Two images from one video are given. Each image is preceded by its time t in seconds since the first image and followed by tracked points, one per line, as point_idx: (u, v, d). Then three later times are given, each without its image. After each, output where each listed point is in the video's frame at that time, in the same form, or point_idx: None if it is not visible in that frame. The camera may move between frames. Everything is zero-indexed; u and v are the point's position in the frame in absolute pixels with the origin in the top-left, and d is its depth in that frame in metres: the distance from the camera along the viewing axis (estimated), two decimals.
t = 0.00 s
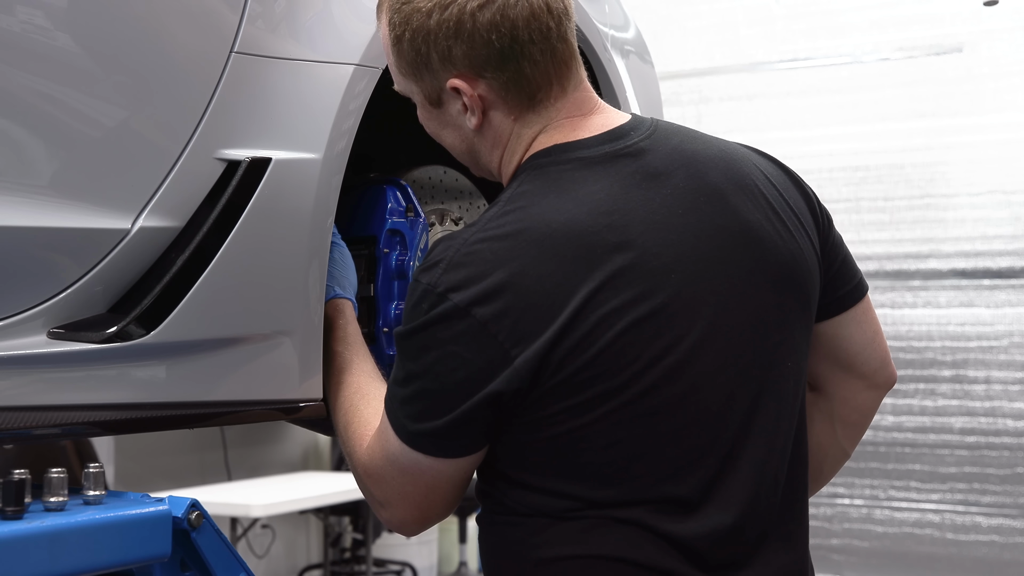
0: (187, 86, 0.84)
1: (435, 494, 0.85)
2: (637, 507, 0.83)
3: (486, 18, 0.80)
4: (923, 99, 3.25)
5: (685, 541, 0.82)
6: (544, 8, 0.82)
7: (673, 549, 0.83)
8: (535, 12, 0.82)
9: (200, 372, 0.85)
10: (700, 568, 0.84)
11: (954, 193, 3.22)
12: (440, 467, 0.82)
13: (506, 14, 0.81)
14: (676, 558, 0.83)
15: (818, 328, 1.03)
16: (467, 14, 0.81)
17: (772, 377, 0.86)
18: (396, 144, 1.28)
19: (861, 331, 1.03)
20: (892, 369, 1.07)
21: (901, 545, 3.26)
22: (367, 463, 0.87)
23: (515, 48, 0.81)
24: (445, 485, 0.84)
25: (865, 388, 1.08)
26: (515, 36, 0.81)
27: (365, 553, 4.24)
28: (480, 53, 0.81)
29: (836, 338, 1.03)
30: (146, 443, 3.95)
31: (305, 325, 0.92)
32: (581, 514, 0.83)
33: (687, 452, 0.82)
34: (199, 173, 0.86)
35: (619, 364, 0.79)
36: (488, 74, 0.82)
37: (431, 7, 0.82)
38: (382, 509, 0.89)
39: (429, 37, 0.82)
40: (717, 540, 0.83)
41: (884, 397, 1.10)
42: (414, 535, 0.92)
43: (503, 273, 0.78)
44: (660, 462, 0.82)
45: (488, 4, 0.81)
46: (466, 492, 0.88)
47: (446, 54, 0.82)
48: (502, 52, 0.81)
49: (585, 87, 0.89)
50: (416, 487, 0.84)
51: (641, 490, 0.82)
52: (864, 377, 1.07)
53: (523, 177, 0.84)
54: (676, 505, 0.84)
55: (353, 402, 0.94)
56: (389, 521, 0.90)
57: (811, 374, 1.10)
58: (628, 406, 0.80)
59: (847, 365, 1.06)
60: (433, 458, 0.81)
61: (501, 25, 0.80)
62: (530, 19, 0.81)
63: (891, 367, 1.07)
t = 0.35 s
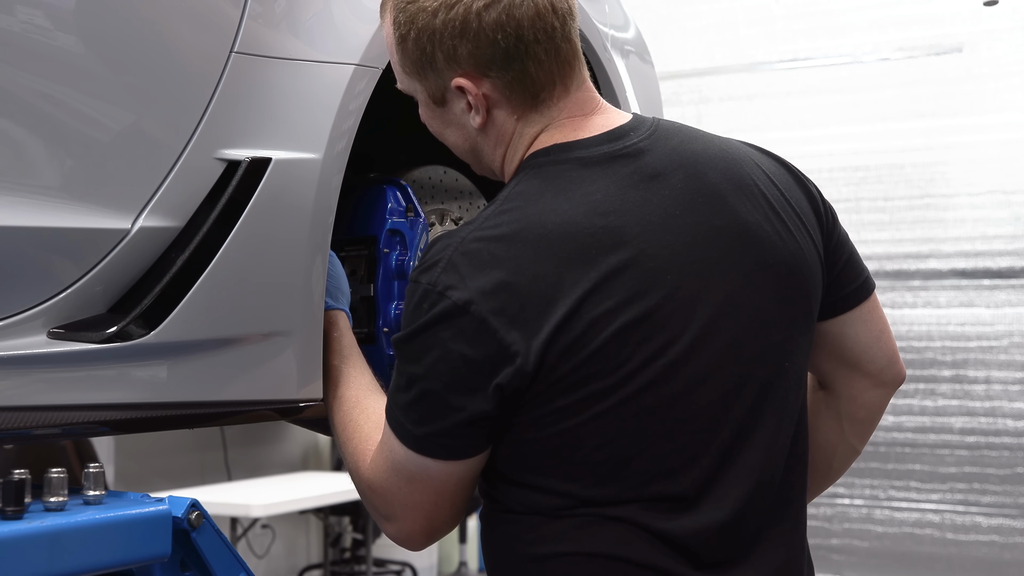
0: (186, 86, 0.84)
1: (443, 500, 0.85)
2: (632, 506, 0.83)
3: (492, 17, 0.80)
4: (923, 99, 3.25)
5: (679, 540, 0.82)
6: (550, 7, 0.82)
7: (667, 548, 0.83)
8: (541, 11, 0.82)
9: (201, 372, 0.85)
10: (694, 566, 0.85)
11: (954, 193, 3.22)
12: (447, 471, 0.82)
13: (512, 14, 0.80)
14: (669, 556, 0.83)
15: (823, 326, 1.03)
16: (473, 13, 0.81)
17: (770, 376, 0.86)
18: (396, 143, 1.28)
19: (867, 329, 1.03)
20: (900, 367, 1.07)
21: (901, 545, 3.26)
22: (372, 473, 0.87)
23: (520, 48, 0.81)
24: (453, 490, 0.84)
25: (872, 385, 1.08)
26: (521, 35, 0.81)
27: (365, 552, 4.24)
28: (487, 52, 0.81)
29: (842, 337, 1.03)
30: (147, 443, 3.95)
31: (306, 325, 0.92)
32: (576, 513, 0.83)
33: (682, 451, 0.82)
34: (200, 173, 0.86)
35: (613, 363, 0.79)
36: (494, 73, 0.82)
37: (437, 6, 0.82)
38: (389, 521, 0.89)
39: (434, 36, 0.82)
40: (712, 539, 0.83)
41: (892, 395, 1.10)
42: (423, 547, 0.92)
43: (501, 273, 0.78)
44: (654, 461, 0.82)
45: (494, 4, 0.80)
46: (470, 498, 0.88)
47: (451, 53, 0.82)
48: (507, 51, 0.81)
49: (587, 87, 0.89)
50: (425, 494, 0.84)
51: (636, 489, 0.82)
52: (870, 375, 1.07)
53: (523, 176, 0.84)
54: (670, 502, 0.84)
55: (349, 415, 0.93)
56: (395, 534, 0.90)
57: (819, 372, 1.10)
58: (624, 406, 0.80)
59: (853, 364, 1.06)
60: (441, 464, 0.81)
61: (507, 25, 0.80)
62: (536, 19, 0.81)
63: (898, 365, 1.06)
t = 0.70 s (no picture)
0: (187, 85, 0.84)
1: (448, 507, 0.85)
2: (635, 505, 0.83)
3: (496, 20, 0.80)
4: (922, 99, 3.25)
5: (682, 539, 0.82)
6: (552, 10, 0.83)
7: (671, 546, 0.83)
8: (544, 13, 0.82)
9: (201, 373, 0.85)
10: (697, 566, 0.85)
11: (954, 193, 3.22)
12: (452, 475, 0.82)
13: (515, 16, 0.81)
14: (673, 554, 0.83)
15: (818, 325, 1.03)
16: (477, 15, 0.81)
17: (770, 375, 0.86)
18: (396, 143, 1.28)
19: (861, 330, 1.03)
20: (894, 368, 1.06)
21: (901, 545, 3.26)
22: (378, 480, 0.87)
23: (523, 50, 0.81)
24: (459, 497, 0.84)
25: (866, 386, 1.08)
26: (524, 38, 0.81)
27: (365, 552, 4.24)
28: (490, 54, 0.81)
29: (835, 337, 1.03)
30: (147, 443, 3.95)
31: (306, 325, 0.92)
32: (578, 513, 0.83)
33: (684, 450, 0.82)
34: (200, 173, 0.86)
35: (614, 363, 0.79)
36: (496, 75, 0.82)
37: (440, 9, 0.82)
38: (397, 529, 0.88)
39: (437, 37, 0.82)
40: (714, 537, 0.83)
41: (887, 396, 1.10)
42: (432, 557, 0.90)
43: (502, 273, 0.78)
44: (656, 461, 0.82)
45: (498, 6, 0.81)
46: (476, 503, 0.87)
47: (453, 55, 0.82)
48: (511, 54, 0.81)
49: (587, 89, 0.89)
50: (431, 502, 0.84)
51: (639, 488, 0.82)
52: (864, 376, 1.06)
53: (523, 176, 0.84)
54: (672, 501, 0.84)
55: (356, 426, 0.93)
56: (401, 543, 0.89)
57: (813, 372, 1.10)
58: (625, 405, 0.80)
59: (846, 364, 1.06)
60: (447, 470, 0.81)
61: (510, 27, 0.80)
62: (539, 21, 0.81)
63: (892, 367, 1.06)
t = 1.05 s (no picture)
0: (187, 85, 0.84)
1: (452, 506, 0.84)
2: (632, 503, 0.83)
3: (495, 16, 0.81)
4: (922, 99, 3.25)
5: (679, 537, 0.82)
6: (551, 7, 0.83)
7: (667, 545, 0.83)
8: (543, 11, 0.82)
9: (199, 373, 0.85)
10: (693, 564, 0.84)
11: (954, 193, 3.22)
12: (454, 473, 0.81)
13: (514, 13, 0.81)
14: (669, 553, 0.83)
15: (815, 331, 1.03)
16: (477, 11, 0.81)
17: (766, 375, 0.86)
18: (396, 143, 1.28)
19: (857, 336, 1.03)
20: (889, 377, 1.07)
21: (901, 545, 3.26)
22: (378, 481, 0.86)
23: (522, 46, 0.81)
24: (461, 496, 0.83)
25: (862, 395, 1.08)
26: (523, 34, 0.81)
27: (364, 552, 4.24)
28: (488, 50, 0.81)
29: (832, 343, 1.03)
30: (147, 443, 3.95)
31: (305, 324, 0.92)
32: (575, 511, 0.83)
33: (681, 447, 0.82)
34: (199, 173, 0.85)
35: (613, 361, 0.79)
36: (495, 71, 0.82)
37: (440, 5, 0.82)
38: (399, 531, 0.87)
39: (437, 33, 0.82)
40: (711, 536, 0.83)
41: (881, 405, 1.10)
42: (432, 559, 0.90)
43: (500, 271, 0.78)
44: (654, 459, 0.82)
45: (497, 2, 0.81)
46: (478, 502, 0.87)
47: (453, 51, 0.82)
48: (509, 50, 0.81)
49: (586, 87, 0.89)
50: (433, 501, 0.83)
51: (636, 486, 0.82)
52: (860, 384, 1.07)
53: (523, 174, 0.83)
54: (669, 500, 0.84)
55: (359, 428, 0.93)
56: (401, 544, 0.88)
57: (809, 380, 1.10)
58: (623, 403, 0.80)
59: (843, 371, 1.05)
60: (448, 468, 0.81)
61: (509, 23, 0.81)
62: (538, 18, 0.82)
63: (887, 374, 1.06)
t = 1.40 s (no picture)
0: (186, 84, 0.83)
1: (444, 503, 0.84)
2: (642, 505, 0.83)
3: (506, 13, 0.80)
4: (922, 99, 3.25)
5: (688, 539, 0.82)
6: (562, 4, 0.83)
7: (676, 546, 0.83)
8: (554, 9, 0.82)
9: (198, 372, 0.85)
10: (699, 566, 0.85)
11: (954, 193, 3.22)
12: (451, 470, 0.81)
13: (525, 10, 0.81)
14: (677, 555, 0.83)
15: (819, 330, 1.03)
16: (487, 9, 0.80)
17: (775, 378, 0.86)
18: (395, 143, 1.28)
19: (860, 335, 1.03)
20: (890, 374, 1.07)
21: (901, 545, 3.26)
22: (371, 474, 0.86)
23: (532, 44, 0.81)
24: (454, 493, 0.83)
25: (862, 393, 1.08)
26: (534, 31, 0.81)
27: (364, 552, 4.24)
28: (499, 49, 0.81)
29: (836, 342, 1.03)
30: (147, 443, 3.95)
31: (306, 324, 0.92)
32: (584, 513, 0.83)
33: (692, 449, 0.82)
34: (199, 172, 0.86)
35: (625, 363, 0.79)
36: (505, 70, 0.82)
37: (450, 3, 0.82)
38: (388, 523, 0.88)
39: (446, 31, 0.82)
40: (719, 539, 0.84)
41: (880, 402, 1.10)
42: (420, 549, 0.90)
43: (513, 271, 0.78)
44: (665, 460, 0.82)
45: None
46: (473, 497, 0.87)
47: (463, 49, 0.82)
48: (520, 48, 0.81)
49: (596, 86, 0.89)
50: (426, 496, 0.83)
51: (646, 488, 0.82)
52: (861, 383, 1.07)
53: (534, 173, 0.83)
54: (678, 503, 0.84)
55: (352, 421, 0.93)
56: (389, 535, 0.88)
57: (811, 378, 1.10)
58: (635, 405, 0.80)
59: (845, 369, 1.06)
60: (444, 464, 0.80)
61: (520, 21, 0.80)
62: (548, 16, 0.82)
63: (887, 372, 1.06)
